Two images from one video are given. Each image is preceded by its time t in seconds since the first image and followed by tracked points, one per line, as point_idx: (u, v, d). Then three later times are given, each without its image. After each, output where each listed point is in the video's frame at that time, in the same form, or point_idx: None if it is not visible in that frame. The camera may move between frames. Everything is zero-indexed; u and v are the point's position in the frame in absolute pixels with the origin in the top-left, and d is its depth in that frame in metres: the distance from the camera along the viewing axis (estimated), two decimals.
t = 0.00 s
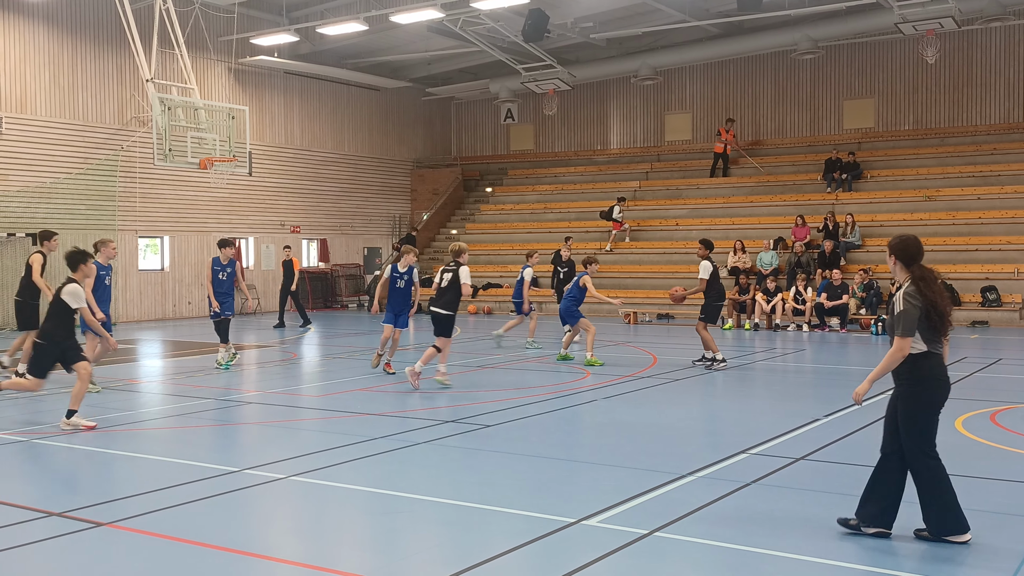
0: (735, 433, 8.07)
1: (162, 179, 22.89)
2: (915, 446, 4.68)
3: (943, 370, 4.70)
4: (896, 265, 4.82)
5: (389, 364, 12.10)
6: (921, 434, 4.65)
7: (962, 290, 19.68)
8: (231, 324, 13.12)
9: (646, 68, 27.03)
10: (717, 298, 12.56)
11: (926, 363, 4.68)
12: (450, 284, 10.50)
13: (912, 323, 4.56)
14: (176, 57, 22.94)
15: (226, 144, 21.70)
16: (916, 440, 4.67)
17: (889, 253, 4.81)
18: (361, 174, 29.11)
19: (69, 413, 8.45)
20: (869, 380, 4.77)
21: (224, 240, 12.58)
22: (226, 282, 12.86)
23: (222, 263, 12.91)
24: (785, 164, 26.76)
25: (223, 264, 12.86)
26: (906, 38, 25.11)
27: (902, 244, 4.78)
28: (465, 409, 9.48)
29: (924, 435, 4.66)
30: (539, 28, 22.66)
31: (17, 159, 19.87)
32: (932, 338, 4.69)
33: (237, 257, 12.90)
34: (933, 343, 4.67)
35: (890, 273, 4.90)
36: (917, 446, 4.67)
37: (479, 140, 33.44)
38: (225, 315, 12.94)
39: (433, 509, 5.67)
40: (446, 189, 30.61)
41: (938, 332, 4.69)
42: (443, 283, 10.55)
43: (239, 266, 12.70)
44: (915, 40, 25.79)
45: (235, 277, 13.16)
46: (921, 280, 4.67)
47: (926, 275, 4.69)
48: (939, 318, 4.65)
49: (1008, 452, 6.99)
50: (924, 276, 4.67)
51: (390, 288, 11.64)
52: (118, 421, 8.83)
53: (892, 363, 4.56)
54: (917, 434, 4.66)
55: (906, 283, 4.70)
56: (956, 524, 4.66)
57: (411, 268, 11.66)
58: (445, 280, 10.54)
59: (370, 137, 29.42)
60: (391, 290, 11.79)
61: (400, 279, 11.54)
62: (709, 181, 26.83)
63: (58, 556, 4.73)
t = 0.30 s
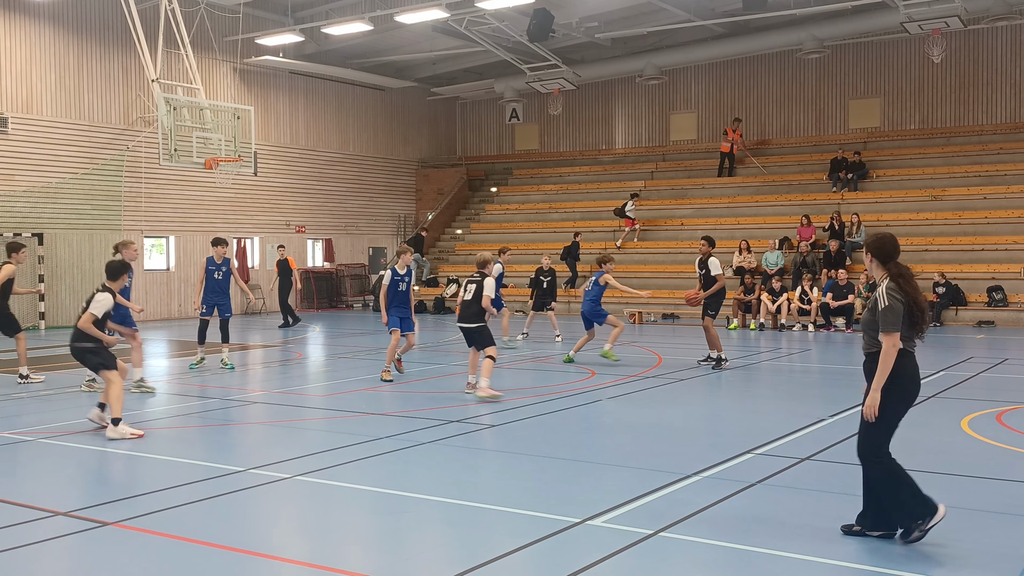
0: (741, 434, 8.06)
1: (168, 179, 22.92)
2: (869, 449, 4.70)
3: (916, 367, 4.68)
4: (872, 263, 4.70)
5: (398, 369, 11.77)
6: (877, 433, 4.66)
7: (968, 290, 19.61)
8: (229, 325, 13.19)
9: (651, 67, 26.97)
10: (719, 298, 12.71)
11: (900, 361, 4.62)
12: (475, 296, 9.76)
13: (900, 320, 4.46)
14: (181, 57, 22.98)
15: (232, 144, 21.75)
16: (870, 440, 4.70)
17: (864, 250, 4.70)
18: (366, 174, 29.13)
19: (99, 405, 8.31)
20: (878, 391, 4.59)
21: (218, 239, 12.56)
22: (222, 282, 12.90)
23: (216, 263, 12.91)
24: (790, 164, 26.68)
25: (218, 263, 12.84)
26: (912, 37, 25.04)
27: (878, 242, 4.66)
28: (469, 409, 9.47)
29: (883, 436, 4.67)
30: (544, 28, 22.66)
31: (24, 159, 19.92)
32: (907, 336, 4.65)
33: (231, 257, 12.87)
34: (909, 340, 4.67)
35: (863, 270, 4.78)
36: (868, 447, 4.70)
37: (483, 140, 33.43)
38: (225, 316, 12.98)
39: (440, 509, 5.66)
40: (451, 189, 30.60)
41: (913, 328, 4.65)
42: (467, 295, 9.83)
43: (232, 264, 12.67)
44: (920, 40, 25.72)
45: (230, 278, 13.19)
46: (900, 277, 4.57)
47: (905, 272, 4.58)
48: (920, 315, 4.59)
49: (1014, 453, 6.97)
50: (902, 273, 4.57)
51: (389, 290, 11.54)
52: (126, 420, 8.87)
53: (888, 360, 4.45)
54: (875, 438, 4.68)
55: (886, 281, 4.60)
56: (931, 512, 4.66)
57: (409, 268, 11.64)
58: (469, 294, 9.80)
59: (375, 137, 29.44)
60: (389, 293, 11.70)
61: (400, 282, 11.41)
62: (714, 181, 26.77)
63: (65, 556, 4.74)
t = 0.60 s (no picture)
0: (745, 434, 8.05)
1: (172, 179, 22.98)
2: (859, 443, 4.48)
3: (905, 371, 4.47)
4: (860, 263, 4.58)
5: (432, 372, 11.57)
6: (868, 435, 4.44)
7: (972, 290, 19.59)
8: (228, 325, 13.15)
9: (655, 68, 26.97)
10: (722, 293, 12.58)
11: (886, 364, 4.45)
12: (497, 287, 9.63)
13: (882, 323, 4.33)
14: (186, 57, 23.03)
15: (235, 144, 21.76)
16: (862, 439, 4.47)
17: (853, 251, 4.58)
18: (370, 175, 29.17)
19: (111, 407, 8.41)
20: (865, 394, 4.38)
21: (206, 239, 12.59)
22: (215, 281, 12.90)
23: (207, 264, 12.93)
24: (794, 164, 26.65)
25: (209, 263, 12.87)
26: (916, 37, 25.02)
27: (865, 242, 4.54)
28: (474, 409, 9.48)
29: (871, 436, 4.45)
30: (548, 28, 22.71)
31: (29, 159, 19.99)
32: (896, 338, 4.48)
33: (221, 257, 12.92)
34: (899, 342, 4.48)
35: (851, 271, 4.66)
36: (860, 445, 4.47)
37: (487, 140, 33.47)
38: (222, 314, 12.98)
39: (444, 509, 5.66)
40: (455, 189, 30.62)
41: (901, 330, 4.49)
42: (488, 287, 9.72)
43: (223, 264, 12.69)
44: (925, 40, 25.67)
45: (223, 277, 13.19)
46: (885, 279, 4.43)
47: (890, 273, 4.44)
48: (907, 317, 4.42)
49: (1017, 453, 6.98)
50: (888, 274, 4.43)
51: (404, 289, 11.48)
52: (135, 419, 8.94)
53: (871, 363, 4.32)
54: (861, 434, 4.47)
55: (872, 282, 4.47)
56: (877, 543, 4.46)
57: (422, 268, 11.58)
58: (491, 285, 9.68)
59: (379, 137, 29.48)
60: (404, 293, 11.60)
61: (417, 281, 11.47)
62: (718, 181, 26.76)
63: (71, 555, 4.75)
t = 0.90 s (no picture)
0: (768, 435, 7.99)
1: (196, 180, 23.15)
2: (886, 446, 4.38)
3: (916, 377, 4.32)
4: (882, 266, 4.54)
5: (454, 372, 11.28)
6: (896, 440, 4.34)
7: (999, 290, 19.34)
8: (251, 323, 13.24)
9: (677, 66, 26.83)
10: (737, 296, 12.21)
11: (893, 369, 4.36)
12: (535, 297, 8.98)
13: (878, 327, 4.32)
14: (208, 58, 23.20)
15: (258, 144, 21.88)
16: (891, 444, 4.37)
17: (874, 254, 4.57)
18: (392, 174, 29.26)
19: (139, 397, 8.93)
20: (848, 395, 4.54)
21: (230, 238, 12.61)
22: (238, 280, 12.94)
23: (231, 263, 12.95)
24: (817, 163, 26.43)
25: (233, 263, 12.86)
26: (941, 34, 24.74)
27: (885, 244, 4.51)
28: (495, 409, 9.44)
29: (899, 442, 4.34)
30: (569, 28, 22.66)
31: (55, 160, 20.21)
32: (906, 343, 4.33)
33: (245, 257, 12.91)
34: (907, 346, 4.32)
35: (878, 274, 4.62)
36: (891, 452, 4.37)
37: (509, 140, 33.47)
38: (245, 314, 13.06)
39: (465, 508, 5.66)
40: (477, 189, 30.63)
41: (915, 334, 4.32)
42: (526, 295, 9.07)
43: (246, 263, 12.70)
44: (950, 37, 25.39)
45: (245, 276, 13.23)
46: (894, 281, 4.38)
47: (900, 275, 4.37)
48: (913, 320, 4.28)
49: None
50: (897, 277, 4.38)
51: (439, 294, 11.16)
52: (160, 417, 9.03)
53: (862, 367, 4.33)
54: (888, 440, 4.38)
55: (883, 284, 4.44)
56: (908, 553, 4.33)
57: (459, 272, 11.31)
58: (530, 293, 9.03)
59: (400, 137, 29.56)
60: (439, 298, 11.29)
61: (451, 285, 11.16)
62: (740, 180, 26.59)
63: (96, 552, 4.79)
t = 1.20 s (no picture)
0: (803, 436, 7.88)
1: (231, 180, 23.42)
2: (929, 449, 4.26)
3: (959, 381, 4.21)
4: (928, 263, 4.38)
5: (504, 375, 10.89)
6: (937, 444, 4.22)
7: None
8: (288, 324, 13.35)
9: (712, 65, 26.61)
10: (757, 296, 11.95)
11: (934, 372, 4.25)
12: (570, 302, 8.71)
13: (921, 328, 4.20)
14: (244, 60, 23.46)
15: (293, 145, 22.11)
16: (934, 448, 4.24)
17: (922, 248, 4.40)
18: (424, 174, 29.37)
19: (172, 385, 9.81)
20: (886, 394, 4.38)
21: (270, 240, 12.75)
22: (277, 281, 13.04)
23: (271, 264, 13.08)
24: (854, 161, 26.06)
25: (273, 264, 12.98)
26: (982, 30, 24.28)
27: (934, 240, 4.33)
28: (527, 409, 9.43)
29: (939, 446, 4.23)
30: (603, 27, 22.59)
31: (95, 162, 20.57)
32: (948, 347, 4.21)
33: (284, 257, 13.03)
34: (950, 349, 4.20)
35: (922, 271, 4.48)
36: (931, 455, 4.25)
37: (542, 140, 33.47)
38: (282, 314, 13.18)
39: (497, 508, 5.66)
40: (509, 189, 30.64)
41: (959, 339, 4.19)
42: (561, 300, 8.78)
43: (285, 265, 12.84)
44: (991, 33, 24.90)
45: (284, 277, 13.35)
46: (941, 281, 4.24)
47: (948, 276, 4.23)
48: (955, 323, 4.17)
49: None
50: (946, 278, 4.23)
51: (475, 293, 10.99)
52: (199, 415, 9.16)
53: (903, 371, 4.21)
54: (930, 444, 4.26)
55: (929, 284, 4.30)
56: (945, 557, 4.28)
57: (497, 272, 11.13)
58: (566, 298, 8.72)
59: (433, 137, 29.67)
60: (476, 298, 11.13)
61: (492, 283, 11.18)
62: (776, 179, 26.32)
63: (135, 547, 4.85)
